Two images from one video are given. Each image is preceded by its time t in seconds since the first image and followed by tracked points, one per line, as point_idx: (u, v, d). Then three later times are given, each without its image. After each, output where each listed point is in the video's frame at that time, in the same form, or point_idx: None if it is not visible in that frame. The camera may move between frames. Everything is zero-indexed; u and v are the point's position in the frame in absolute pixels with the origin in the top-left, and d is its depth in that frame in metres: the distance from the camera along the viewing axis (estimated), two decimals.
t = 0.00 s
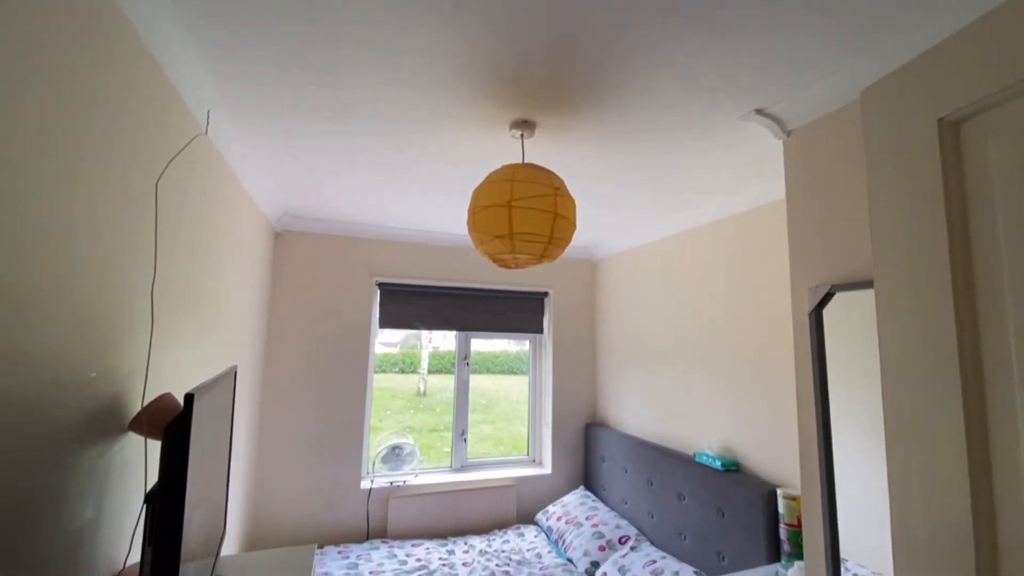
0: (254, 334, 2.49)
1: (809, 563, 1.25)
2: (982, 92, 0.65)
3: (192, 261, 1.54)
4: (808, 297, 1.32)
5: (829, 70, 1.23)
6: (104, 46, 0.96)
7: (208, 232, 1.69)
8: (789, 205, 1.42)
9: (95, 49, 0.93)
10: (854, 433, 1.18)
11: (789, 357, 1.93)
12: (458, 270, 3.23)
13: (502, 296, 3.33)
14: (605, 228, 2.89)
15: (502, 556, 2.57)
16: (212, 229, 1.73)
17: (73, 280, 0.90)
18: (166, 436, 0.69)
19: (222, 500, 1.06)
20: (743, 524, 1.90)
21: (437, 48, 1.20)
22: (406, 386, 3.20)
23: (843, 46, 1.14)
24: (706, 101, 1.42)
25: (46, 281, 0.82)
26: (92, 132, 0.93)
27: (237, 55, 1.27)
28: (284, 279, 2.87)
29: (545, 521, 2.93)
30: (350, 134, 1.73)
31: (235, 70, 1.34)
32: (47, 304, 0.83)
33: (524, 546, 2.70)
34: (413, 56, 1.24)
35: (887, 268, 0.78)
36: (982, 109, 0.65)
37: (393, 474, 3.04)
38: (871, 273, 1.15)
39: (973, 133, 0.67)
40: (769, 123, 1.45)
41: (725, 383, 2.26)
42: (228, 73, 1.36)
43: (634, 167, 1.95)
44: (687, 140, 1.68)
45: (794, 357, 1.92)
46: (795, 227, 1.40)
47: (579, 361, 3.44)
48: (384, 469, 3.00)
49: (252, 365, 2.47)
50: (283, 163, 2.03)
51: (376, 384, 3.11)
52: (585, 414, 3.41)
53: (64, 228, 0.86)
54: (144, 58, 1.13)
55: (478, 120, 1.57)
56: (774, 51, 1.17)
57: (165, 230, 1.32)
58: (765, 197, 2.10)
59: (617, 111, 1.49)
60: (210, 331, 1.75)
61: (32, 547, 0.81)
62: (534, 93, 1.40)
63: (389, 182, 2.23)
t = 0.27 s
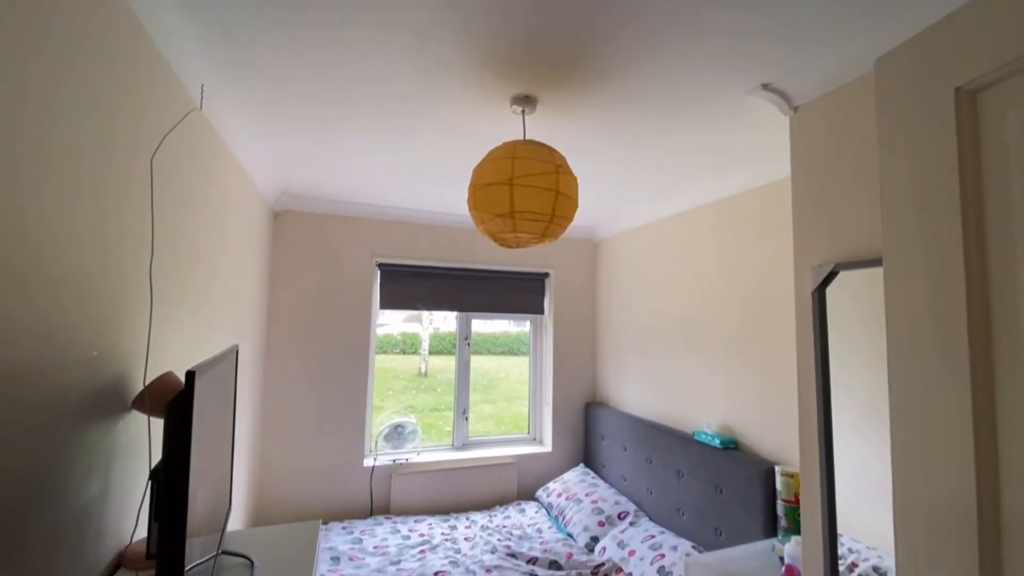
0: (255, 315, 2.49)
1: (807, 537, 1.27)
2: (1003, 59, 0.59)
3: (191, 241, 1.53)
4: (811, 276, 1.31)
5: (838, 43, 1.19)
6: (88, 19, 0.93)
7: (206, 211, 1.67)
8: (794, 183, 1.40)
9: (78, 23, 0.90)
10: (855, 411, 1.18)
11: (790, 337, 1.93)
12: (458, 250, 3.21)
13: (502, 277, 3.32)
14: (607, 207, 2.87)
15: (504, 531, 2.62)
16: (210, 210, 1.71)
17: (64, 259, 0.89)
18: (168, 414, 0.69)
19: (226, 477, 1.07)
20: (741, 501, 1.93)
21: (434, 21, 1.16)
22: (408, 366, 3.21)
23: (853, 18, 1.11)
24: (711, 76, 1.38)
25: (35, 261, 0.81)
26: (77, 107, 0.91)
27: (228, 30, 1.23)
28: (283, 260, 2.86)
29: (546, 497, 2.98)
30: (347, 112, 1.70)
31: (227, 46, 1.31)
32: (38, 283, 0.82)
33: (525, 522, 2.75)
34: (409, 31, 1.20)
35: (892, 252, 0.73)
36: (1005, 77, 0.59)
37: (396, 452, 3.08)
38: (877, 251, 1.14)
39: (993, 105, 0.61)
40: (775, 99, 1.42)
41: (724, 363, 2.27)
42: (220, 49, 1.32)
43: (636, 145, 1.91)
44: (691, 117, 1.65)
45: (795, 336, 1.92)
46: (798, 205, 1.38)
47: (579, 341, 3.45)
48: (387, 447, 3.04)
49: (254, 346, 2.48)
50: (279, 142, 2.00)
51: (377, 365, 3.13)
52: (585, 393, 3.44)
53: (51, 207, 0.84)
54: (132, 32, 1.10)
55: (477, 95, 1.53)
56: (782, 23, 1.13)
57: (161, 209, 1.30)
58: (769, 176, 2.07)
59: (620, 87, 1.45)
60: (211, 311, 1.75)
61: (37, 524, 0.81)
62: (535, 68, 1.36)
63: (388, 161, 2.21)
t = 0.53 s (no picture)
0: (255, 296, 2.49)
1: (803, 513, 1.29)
2: None
3: (189, 221, 1.52)
4: (813, 255, 1.29)
5: (846, 16, 1.16)
6: None
7: (203, 191, 1.65)
8: (799, 161, 1.37)
9: None
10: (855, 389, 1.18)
11: (790, 317, 1.93)
12: (458, 230, 3.19)
13: (502, 257, 3.31)
14: (608, 187, 2.84)
15: (504, 507, 2.67)
16: (208, 190, 1.70)
17: (61, 237, 0.88)
18: (169, 392, 0.70)
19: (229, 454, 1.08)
20: (739, 478, 1.96)
21: None
22: (409, 347, 3.23)
23: None
24: (716, 50, 1.35)
25: (32, 239, 0.80)
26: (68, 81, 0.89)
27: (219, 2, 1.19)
28: (282, 240, 2.85)
29: (546, 474, 3.02)
30: (345, 89, 1.67)
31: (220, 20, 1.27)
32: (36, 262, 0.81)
33: (525, 498, 2.80)
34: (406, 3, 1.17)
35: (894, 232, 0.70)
36: None
37: (398, 431, 3.13)
38: (882, 230, 1.12)
39: (1011, 74, 0.56)
40: (780, 73, 1.39)
41: (724, 343, 2.28)
42: (213, 23, 1.29)
43: (639, 122, 1.88)
44: (695, 92, 1.61)
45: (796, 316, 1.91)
46: (802, 184, 1.36)
47: (580, 322, 3.45)
48: (389, 426, 3.08)
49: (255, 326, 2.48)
50: (276, 120, 1.97)
51: (378, 345, 3.14)
52: (586, 373, 3.46)
53: (45, 184, 0.83)
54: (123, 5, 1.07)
55: (476, 71, 1.49)
56: None
57: (158, 188, 1.28)
58: (773, 154, 2.05)
59: (622, 62, 1.42)
60: (212, 292, 1.75)
61: (45, 499, 0.83)
62: (535, 42, 1.33)
63: (387, 140, 2.18)
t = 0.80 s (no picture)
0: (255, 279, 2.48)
1: (800, 492, 1.31)
2: None
3: (187, 204, 1.51)
4: (816, 237, 1.27)
5: None
6: None
7: (200, 174, 1.63)
8: (803, 142, 1.35)
9: None
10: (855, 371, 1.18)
11: (791, 300, 1.92)
12: (457, 213, 3.17)
13: (502, 240, 3.29)
14: (609, 168, 2.81)
15: (505, 487, 2.71)
16: (204, 172, 1.68)
17: (58, 219, 0.87)
18: (169, 375, 0.69)
19: (232, 435, 1.09)
20: (737, 459, 1.98)
21: None
22: (410, 330, 3.23)
23: None
24: (721, 27, 1.31)
25: (29, 220, 0.79)
26: (60, 60, 0.87)
27: None
28: (281, 223, 2.83)
29: (546, 455, 3.06)
30: (341, 70, 1.64)
31: None
32: (35, 243, 0.80)
33: (525, 478, 2.84)
34: None
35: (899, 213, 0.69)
36: None
37: (400, 413, 3.14)
38: (886, 211, 1.11)
39: None
40: (786, 50, 1.35)
41: (724, 326, 2.28)
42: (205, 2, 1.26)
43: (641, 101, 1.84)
44: (699, 71, 1.58)
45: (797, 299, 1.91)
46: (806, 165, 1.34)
47: (580, 306, 3.46)
48: (390, 409, 3.09)
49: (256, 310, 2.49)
50: (272, 102, 1.94)
51: (379, 329, 3.15)
52: (586, 355, 3.47)
53: (40, 163, 0.82)
54: None
55: (475, 48, 1.46)
56: None
57: (155, 170, 1.27)
58: (777, 135, 2.02)
59: (624, 40, 1.39)
60: (211, 274, 1.75)
61: (50, 479, 0.83)
62: (536, 19, 1.29)
63: (384, 121, 2.15)
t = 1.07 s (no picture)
0: (254, 264, 2.48)
1: (797, 475, 1.32)
2: None
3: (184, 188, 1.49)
4: (818, 222, 1.26)
5: None
6: None
7: (197, 158, 1.62)
8: (806, 125, 1.33)
9: None
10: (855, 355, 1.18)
11: (792, 285, 1.92)
12: (457, 198, 3.15)
13: (501, 226, 3.27)
14: (609, 153, 2.78)
15: (505, 470, 2.74)
16: (202, 157, 1.66)
17: (52, 202, 0.86)
18: (169, 360, 0.69)
19: (234, 418, 1.10)
20: (735, 443, 2.00)
21: None
22: (410, 317, 3.24)
23: None
24: (723, 6, 1.29)
25: (23, 206, 0.78)
26: (49, 42, 0.85)
27: None
28: (279, 208, 2.81)
29: (546, 440, 3.09)
30: (339, 52, 1.61)
31: None
32: (29, 227, 0.79)
33: (526, 462, 2.87)
34: None
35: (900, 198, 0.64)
36: None
37: (400, 398, 3.15)
38: (890, 195, 1.10)
39: None
40: (790, 31, 1.32)
41: (723, 311, 2.28)
42: None
43: (642, 83, 1.82)
44: (701, 52, 1.55)
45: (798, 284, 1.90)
46: (808, 149, 1.32)
47: (580, 291, 3.45)
48: (391, 394, 3.10)
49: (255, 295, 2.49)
50: (268, 85, 1.91)
51: (379, 315, 3.15)
52: (586, 341, 3.48)
53: (33, 146, 0.81)
54: None
55: (474, 29, 1.43)
56: None
57: (150, 154, 1.25)
58: (780, 118, 1.99)
59: (626, 21, 1.36)
60: (210, 259, 1.74)
61: (52, 464, 0.84)
62: None
63: (383, 105, 2.12)
